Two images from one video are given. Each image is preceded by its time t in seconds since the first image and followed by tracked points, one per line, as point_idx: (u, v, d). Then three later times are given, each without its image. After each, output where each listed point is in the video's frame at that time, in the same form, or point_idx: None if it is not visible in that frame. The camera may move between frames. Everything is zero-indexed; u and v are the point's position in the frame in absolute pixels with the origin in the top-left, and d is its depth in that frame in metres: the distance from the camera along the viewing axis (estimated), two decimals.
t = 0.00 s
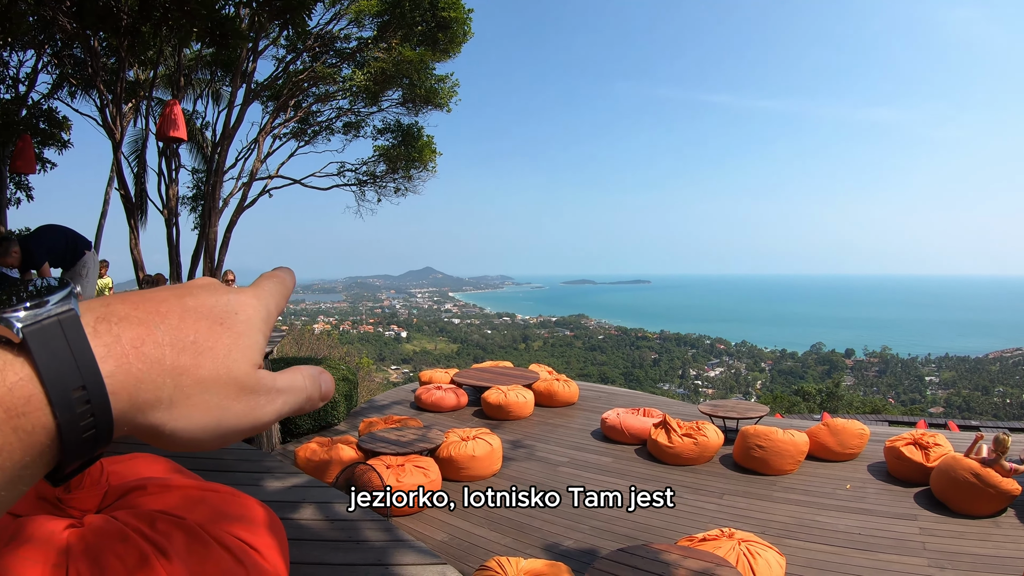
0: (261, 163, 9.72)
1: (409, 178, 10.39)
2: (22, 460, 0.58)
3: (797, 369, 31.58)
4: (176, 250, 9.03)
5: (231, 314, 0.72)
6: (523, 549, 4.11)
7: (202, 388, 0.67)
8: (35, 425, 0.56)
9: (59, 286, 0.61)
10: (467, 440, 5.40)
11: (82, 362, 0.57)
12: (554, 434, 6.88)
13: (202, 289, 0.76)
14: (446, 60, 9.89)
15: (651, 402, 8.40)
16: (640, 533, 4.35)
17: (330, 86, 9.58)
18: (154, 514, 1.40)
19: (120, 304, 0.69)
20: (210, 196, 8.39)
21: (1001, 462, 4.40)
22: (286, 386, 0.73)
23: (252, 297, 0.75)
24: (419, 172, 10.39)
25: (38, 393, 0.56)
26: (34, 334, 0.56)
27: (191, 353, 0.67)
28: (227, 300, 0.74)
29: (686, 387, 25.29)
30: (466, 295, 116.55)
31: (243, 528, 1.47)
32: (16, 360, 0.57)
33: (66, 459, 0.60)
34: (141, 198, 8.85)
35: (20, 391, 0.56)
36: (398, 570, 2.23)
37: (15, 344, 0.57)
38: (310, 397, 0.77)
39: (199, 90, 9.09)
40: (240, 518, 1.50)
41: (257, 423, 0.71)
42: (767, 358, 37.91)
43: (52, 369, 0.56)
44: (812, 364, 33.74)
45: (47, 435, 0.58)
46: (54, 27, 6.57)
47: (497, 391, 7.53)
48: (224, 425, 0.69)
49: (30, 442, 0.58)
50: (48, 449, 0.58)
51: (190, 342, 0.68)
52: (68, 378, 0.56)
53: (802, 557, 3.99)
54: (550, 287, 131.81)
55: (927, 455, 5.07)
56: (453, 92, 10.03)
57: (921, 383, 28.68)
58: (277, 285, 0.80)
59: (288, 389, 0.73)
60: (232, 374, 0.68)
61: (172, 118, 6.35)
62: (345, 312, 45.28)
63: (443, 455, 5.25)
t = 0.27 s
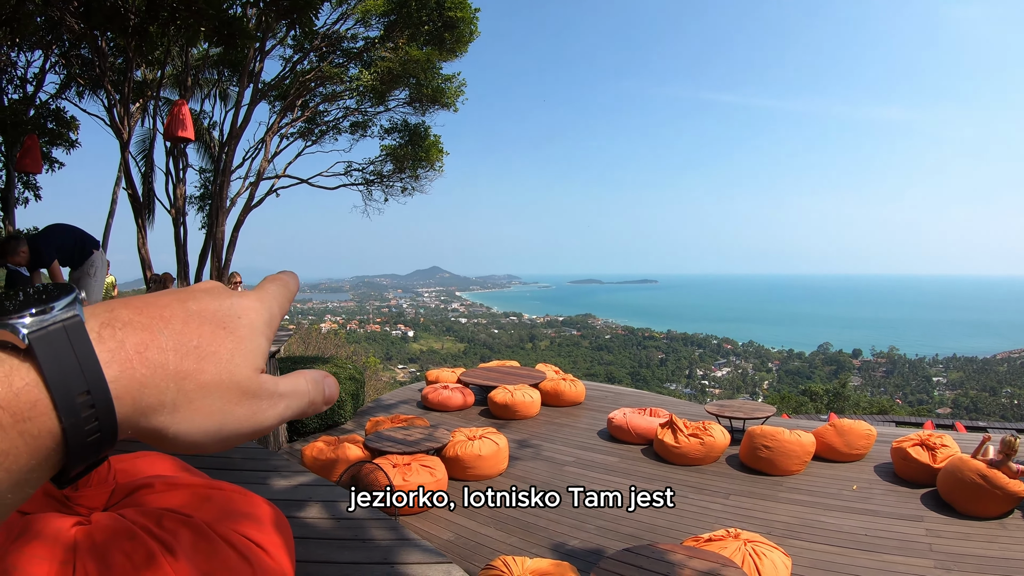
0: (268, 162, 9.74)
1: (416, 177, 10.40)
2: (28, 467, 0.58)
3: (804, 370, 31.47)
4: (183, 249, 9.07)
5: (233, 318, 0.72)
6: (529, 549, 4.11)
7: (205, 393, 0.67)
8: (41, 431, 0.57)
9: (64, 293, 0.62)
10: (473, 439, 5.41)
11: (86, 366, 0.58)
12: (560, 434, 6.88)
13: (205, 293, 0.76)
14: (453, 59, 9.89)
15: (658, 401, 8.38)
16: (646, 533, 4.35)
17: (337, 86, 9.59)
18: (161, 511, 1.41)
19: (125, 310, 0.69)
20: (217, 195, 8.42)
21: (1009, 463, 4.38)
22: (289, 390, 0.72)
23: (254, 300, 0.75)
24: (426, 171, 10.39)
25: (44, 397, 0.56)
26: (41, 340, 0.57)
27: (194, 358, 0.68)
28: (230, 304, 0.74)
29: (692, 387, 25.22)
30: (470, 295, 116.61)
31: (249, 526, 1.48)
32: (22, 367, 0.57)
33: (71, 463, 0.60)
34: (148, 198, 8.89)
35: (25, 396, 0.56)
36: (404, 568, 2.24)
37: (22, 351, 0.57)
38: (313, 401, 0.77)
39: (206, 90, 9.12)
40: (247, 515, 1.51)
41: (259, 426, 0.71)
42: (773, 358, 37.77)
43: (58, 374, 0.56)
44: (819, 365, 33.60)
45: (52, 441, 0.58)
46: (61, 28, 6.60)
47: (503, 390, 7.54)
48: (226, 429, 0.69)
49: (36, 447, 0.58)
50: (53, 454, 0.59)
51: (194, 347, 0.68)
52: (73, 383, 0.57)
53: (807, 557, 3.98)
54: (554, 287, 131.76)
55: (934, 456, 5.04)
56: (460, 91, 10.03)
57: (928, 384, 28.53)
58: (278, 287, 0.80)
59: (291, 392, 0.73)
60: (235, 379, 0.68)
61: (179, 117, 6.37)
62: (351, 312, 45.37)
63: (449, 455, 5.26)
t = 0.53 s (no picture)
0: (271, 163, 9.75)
1: (418, 178, 10.41)
2: (33, 469, 0.58)
3: (807, 371, 31.45)
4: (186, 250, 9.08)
5: (247, 320, 0.72)
6: (530, 550, 4.11)
7: (218, 396, 0.67)
8: (47, 433, 0.57)
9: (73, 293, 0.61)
10: (475, 440, 5.41)
11: (96, 369, 0.58)
12: (562, 435, 6.88)
13: (217, 290, 0.75)
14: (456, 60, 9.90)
15: (660, 403, 8.38)
16: (648, 534, 4.34)
17: (340, 87, 9.61)
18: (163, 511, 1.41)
19: (135, 308, 0.68)
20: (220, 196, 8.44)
21: (1012, 465, 4.36)
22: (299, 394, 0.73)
23: (267, 302, 0.74)
24: (429, 172, 10.40)
25: (51, 400, 0.56)
26: (47, 342, 0.56)
27: (206, 359, 0.67)
28: (243, 303, 0.73)
29: (695, 388, 25.19)
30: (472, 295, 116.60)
31: (251, 526, 1.48)
32: (30, 368, 0.57)
33: (77, 465, 0.60)
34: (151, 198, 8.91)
35: (33, 399, 0.56)
36: (406, 569, 2.24)
37: (30, 352, 0.57)
38: (320, 407, 0.77)
39: (209, 91, 9.13)
40: (248, 515, 1.51)
41: (267, 431, 0.72)
42: (776, 359, 37.72)
43: (67, 377, 0.56)
44: (822, 366, 33.53)
45: (60, 443, 0.58)
46: (65, 28, 6.62)
47: (505, 391, 7.54)
48: (236, 432, 0.69)
49: (43, 450, 0.58)
50: (60, 456, 0.59)
51: (207, 348, 0.67)
52: (81, 387, 0.57)
53: (809, 559, 3.98)
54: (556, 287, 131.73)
55: (937, 458, 5.03)
56: (463, 92, 10.04)
57: (932, 385, 28.48)
58: (290, 285, 0.79)
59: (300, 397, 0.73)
60: (247, 383, 0.68)
61: (182, 118, 6.39)
62: (354, 312, 45.43)
63: (451, 456, 5.26)
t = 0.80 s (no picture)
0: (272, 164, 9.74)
1: (419, 179, 10.41)
2: (62, 458, 0.58)
3: (808, 372, 31.45)
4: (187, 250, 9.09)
5: (296, 299, 0.70)
6: (531, 550, 4.11)
7: (260, 380, 0.67)
8: (79, 421, 0.56)
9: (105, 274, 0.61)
10: (476, 441, 5.41)
11: (132, 356, 0.57)
12: (563, 435, 6.88)
13: (262, 260, 0.72)
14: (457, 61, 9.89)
15: (661, 404, 8.38)
16: (649, 535, 4.34)
17: (341, 87, 9.61)
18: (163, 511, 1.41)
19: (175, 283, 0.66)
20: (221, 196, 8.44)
21: (1013, 466, 4.36)
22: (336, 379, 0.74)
23: (315, 279, 0.72)
24: (430, 172, 10.40)
25: (83, 389, 0.56)
26: (81, 326, 0.56)
27: (249, 342, 0.66)
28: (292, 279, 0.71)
29: (695, 389, 25.18)
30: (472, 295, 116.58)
31: (252, 526, 1.48)
32: (62, 353, 0.56)
33: (108, 451, 0.60)
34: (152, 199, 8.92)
35: (65, 385, 0.55)
36: (406, 569, 2.23)
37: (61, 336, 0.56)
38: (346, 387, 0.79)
39: (210, 91, 9.14)
40: (250, 516, 1.51)
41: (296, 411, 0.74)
42: (776, 360, 37.70)
43: (100, 364, 0.55)
44: (822, 367, 33.53)
45: (91, 431, 0.57)
46: (66, 28, 6.63)
47: (506, 392, 7.54)
48: (275, 413, 0.71)
49: (72, 437, 0.57)
50: (91, 442, 0.58)
51: (251, 331, 0.66)
52: (115, 375, 0.56)
53: (809, 560, 3.98)
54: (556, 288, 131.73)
55: (937, 458, 5.03)
56: (463, 92, 10.04)
57: (932, 386, 28.47)
58: (348, 260, 0.77)
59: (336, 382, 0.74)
60: (288, 368, 0.68)
61: (182, 118, 6.39)
62: (354, 313, 45.44)
63: (452, 456, 5.26)
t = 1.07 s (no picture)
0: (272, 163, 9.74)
1: (419, 179, 10.41)
2: (17, 427, 0.58)
3: (807, 373, 31.45)
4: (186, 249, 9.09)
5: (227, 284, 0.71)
6: (529, 551, 4.10)
7: (197, 359, 0.67)
8: (35, 393, 0.56)
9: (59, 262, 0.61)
10: (474, 441, 5.41)
11: (83, 333, 0.58)
12: (562, 436, 6.87)
13: (192, 250, 0.73)
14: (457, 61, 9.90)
15: (660, 405, 8.37)
16: (647, 535, 4.34)
17: (340, 87, 9.61)
18: (161, 510, 1.41)
19: (116, 270, 0.66)
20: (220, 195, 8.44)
21: (1011, 468, 4.36)
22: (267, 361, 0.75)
23: (243, 264, 0.74)
24: (429, 173, 10.39)
25: (40, 362, 0.56)
26: (40, 306, 0.56)
27: (185, 325, 0.67)
28: (221, 266, 0.72)
29: (695, 390, 25.19)
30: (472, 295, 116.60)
31: (250, 525, 1.48)
32: (20, 330, 0.57)
33: (62, 424, 0.60)
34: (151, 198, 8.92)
35: (23, 357, 0.55)
36: (404, 569, 2.24)
37: (20, 316, 0.57)
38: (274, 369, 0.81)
39: (210, 91, 9.14)
40: (247, 515, 1.51)
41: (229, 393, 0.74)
42: (776, 361, 37.71)
43: (55, 337, 0.56)
44: (822, 368, 33.54)
45: (45, 403, 0.57)
46: (66, 28, 6.62)
47: (505, 392, 7.54)
48: (208, 394, 0.71)
49: (29, 408, 0.57)
50: (44, 413, 0.58)
51: (186, 312, 0.67)
52: (69, 348, 0.56)
53: (807, 561, 3.98)
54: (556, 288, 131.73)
55: (936, 460, 5.03)
56: (463, 93, 10.03)
57: (932, 388, 28.49)
58: (268, 252, 0.79)
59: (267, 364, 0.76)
60: (222, 349, 0.69)
61: (182, 118, 6.39)
62: (354, 312, 45.43)
63: (450, 456, 5.26)
